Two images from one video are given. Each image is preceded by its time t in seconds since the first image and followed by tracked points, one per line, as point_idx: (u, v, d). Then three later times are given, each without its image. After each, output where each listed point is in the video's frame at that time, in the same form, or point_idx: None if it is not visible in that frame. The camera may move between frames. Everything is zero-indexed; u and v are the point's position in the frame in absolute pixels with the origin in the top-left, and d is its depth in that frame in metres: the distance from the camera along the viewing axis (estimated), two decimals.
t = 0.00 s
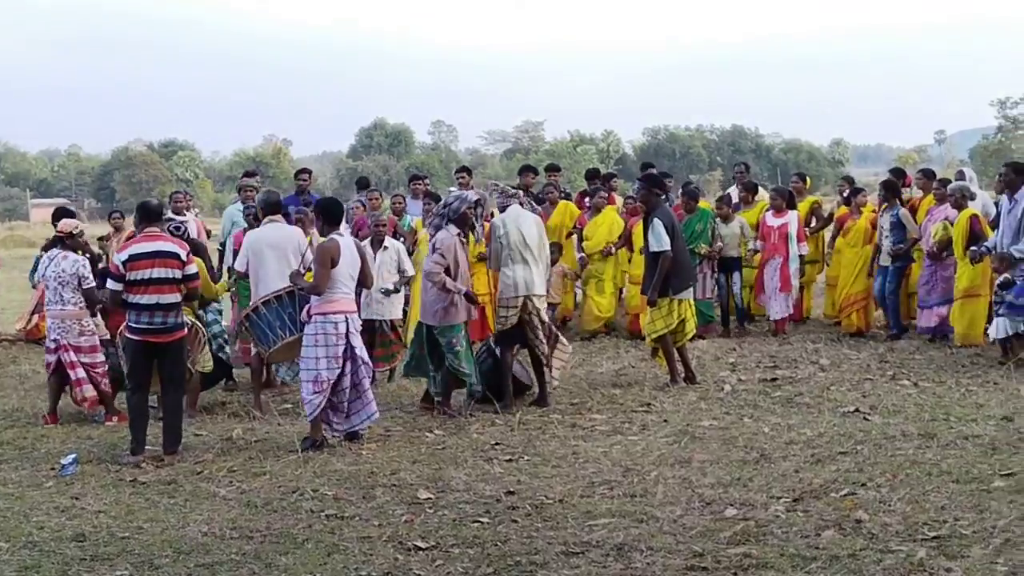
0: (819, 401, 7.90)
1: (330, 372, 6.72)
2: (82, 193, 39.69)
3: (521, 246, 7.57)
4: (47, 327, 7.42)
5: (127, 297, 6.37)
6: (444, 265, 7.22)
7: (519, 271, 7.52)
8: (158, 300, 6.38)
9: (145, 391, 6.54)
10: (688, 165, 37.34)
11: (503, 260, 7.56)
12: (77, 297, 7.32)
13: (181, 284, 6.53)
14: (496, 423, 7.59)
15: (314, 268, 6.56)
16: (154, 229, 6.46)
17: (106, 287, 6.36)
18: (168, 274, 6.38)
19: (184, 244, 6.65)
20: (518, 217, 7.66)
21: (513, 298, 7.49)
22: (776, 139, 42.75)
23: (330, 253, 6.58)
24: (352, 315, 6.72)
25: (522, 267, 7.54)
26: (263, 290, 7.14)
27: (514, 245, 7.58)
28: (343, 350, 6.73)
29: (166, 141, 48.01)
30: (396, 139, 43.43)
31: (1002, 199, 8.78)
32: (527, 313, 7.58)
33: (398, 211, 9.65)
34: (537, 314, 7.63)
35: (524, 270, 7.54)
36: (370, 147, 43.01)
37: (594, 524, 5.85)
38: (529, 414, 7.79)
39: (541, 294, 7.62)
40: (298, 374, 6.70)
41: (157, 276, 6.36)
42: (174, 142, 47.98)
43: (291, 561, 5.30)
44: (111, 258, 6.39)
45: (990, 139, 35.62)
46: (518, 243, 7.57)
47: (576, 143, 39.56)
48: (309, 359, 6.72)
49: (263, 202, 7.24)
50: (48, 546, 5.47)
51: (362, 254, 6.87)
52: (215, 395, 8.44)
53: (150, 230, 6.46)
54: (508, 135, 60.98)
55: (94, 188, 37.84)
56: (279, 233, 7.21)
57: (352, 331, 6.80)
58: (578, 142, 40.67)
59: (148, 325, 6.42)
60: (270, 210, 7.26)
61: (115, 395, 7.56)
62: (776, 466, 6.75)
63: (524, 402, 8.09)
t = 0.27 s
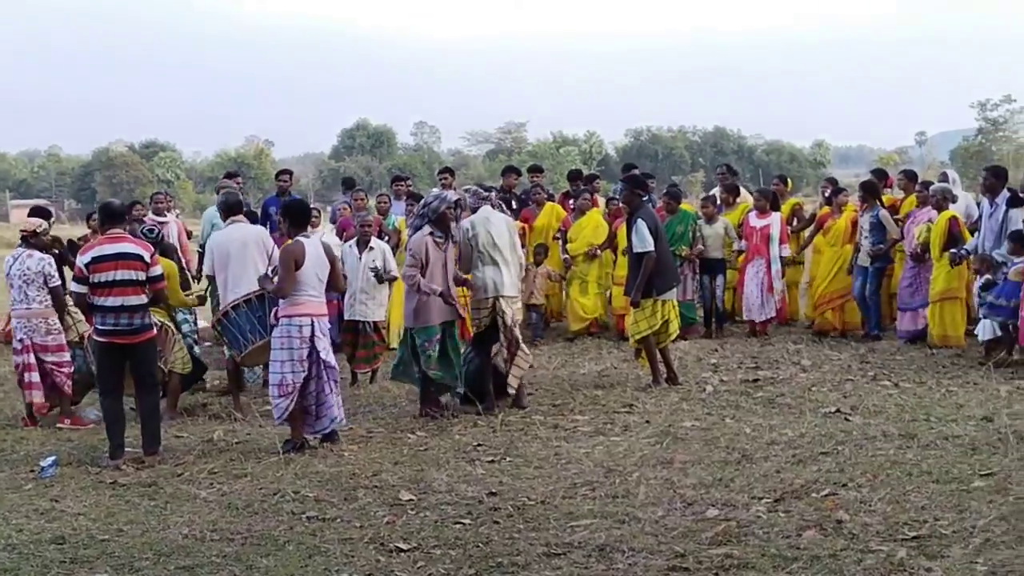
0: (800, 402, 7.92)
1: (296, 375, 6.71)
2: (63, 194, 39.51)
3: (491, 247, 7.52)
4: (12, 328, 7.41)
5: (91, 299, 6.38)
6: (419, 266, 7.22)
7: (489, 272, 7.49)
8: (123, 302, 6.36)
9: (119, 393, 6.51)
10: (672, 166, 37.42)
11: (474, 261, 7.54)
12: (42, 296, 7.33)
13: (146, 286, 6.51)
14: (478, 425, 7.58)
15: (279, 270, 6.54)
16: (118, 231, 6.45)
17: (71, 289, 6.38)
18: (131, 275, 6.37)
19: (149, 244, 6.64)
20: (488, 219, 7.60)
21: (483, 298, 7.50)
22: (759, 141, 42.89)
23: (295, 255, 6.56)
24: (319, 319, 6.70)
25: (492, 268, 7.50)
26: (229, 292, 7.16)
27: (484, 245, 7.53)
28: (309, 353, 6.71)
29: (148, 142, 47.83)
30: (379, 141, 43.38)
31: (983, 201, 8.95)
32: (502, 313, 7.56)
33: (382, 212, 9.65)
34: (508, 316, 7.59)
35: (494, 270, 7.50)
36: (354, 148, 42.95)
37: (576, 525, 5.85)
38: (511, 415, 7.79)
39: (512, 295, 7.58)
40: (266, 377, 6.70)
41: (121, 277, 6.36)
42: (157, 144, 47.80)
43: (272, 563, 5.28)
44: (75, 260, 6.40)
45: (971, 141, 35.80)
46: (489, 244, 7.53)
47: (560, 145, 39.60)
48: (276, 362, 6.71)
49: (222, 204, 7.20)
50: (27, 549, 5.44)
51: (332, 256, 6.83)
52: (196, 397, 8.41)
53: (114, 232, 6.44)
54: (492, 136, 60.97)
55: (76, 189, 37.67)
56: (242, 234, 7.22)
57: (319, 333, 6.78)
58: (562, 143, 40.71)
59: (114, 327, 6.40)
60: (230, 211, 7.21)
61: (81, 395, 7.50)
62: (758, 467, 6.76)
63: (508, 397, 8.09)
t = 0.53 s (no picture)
0: (780, 404, 7.98)
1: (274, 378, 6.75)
2: (44, 197, 39.35)
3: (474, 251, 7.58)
4: None
5: (69, 302, 6.39)
6: (407, 270, 7.26)
7: (470, 275, 7.53)
8: (101, 305, 6.38)
9: (99, 395, 6.52)
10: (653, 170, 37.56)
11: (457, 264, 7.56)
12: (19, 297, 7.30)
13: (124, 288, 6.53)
14: (461, 427, 7.62)
15: (254, 273, 6.57)
16: (95, 233, 6.48)
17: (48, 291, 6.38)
18: (109, 278, 6.40)
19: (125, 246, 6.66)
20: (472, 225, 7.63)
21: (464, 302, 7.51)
22: (740, 145, 43.09)
23: (269, 258, 6.59)
24: (295, 322, 6.74)
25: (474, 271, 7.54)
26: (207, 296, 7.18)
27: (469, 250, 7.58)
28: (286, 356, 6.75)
29: (129, 146, 47.70)
30: (362, 144, 43.39)
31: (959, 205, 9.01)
32: (480, 316, 7.59)
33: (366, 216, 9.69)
34: (482, 318, 7.61)
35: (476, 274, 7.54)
36: (336, 152, 42.94)
37: (558, 527, 5.90)
38: (493, 418, 7.83)
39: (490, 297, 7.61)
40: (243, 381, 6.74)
41: (99, 280, 6.38)
42: (138, 147, 47.67)
43: (255, 566, 5.31)
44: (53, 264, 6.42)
45: (950, 145, 36.06)
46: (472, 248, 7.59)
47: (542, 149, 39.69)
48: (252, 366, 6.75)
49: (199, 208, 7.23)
50: (10, 552, 5.46)
51: (308, 259, 6.86)
52: (178, 400, 8.43)
53: (91, 235, 6.46)
54: (474, 140, 61.00)
55: (56, 192, 37.53)
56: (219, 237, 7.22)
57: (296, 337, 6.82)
58: (543, 147, 40.79)
59: (92, 330, 6.42)
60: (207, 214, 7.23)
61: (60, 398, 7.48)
62: (738, 468, 6.82)
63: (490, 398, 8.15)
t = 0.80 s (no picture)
0: (762, 406, 8.00)
1: (251, 382, 6.73)
2: (25, 199, 39.15)
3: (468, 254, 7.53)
4: None
5: (52, 305, 6.35)
6: (405, 271, 7.23)
7: (460, 277, 7.48)
8: (85, 309, 6.35)
9: (79, 398, 6.49)
10: (636, 172, 37.62)
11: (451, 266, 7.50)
12: None
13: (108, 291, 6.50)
14: (443, 429, 7.61)
15: (234, 276, 6.55)
16: (80, 236, 6.45)
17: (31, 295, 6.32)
18: (94, 281, 6.38)
19: (109, 248, 6.64)
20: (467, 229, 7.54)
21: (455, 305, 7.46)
22: (722, 148, 43.22)
23: (251, 260, 6.57)
24: (274, 325, 6.74)
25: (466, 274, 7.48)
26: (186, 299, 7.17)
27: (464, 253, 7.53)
28: (264, 359, 6.73)
29: (111, 148, 47.52)
30: (344, 147, 43.33)
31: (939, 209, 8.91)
32: (466, 317, 7.51)
33: (347, 218, 9.68)
34: (468, 319, 7.52)
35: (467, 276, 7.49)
36: (319, 154, 42.88)
37: (540, 529, 5.90)
38: (476, 420, 7.83)
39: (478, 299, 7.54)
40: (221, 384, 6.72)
41: (83, 283, 6.36)
42: (120, 149, 47.51)
43: (236, 569, 5.29)
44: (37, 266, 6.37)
45: (931, 148, 36.26)
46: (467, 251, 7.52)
47: (525, 152, 39.71)
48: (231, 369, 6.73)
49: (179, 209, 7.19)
50: None
51: (287, 261, 6.83)
52: (160, 403, 8.40)
53: (76, 237, 6.44)
54: (457, 141, 60.99)
55: (38, 194, 37.35)
56: (198, 239, 7.19)
57: (275, 339, 6.80)
58: (527, 150, 40.81)
59: (74, 333, 6.37)
60: (185, 216, 7.20)
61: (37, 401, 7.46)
62: (720, 470, 6.84)
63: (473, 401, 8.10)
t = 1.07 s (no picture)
0: (745, 408, 8.02)
1: (240, 383, 6.71)
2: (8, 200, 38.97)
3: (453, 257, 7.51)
4: None
5: (47, 303, 6.31)
6: (387, 272, 7.22)
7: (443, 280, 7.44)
8: (82, 307, 6.34)
9: (66, 401, 6.47)
10: (620, 174, 37.68)
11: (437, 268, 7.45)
12: None
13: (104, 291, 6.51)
14: (427, 432, 7.60)
15: (225, 277, 6.56)
16: (78, 235, 6.43)
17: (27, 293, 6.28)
18: (92, 280, 6.38)
19: (104, 249, 6.64)
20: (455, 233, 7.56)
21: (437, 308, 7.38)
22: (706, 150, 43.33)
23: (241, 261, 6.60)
24: (261, 326, 6.73)
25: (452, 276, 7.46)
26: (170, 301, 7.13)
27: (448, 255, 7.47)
28: (253, 360, 6.71)
29: (94, 149, 47.35)
30: (329, 148, 43.28)
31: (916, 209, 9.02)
32: (449, 321, 7.48)
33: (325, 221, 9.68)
34: (451, 323, 7.49)
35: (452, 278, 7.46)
36: (303, 156, 42.81)
37: (524, 531, 5.90)
38: (460, 423, 7.83)
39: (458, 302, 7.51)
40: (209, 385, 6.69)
41: (82, 282, 6.35)
42: (103, 150, 47.34)
43: (218, 572, 5.28)
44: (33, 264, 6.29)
45: (914, 150, 36.42)
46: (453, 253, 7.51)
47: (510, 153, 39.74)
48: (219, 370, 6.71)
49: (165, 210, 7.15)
50: None
51: (274, 264, 6.87)
52: (143, 406, 8.37)
53: (74, 236, 6.43)
54: (442, 143, 60.95)
55: (21, 196, 37.19)
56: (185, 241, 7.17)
57: (263, 341, 6.79)
58: (511, 151, 40.82)
59: (69, 332, 6.36)
60: (172, 218, 7.18)
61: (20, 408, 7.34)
62: (703, 472, 6.85)
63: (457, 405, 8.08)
